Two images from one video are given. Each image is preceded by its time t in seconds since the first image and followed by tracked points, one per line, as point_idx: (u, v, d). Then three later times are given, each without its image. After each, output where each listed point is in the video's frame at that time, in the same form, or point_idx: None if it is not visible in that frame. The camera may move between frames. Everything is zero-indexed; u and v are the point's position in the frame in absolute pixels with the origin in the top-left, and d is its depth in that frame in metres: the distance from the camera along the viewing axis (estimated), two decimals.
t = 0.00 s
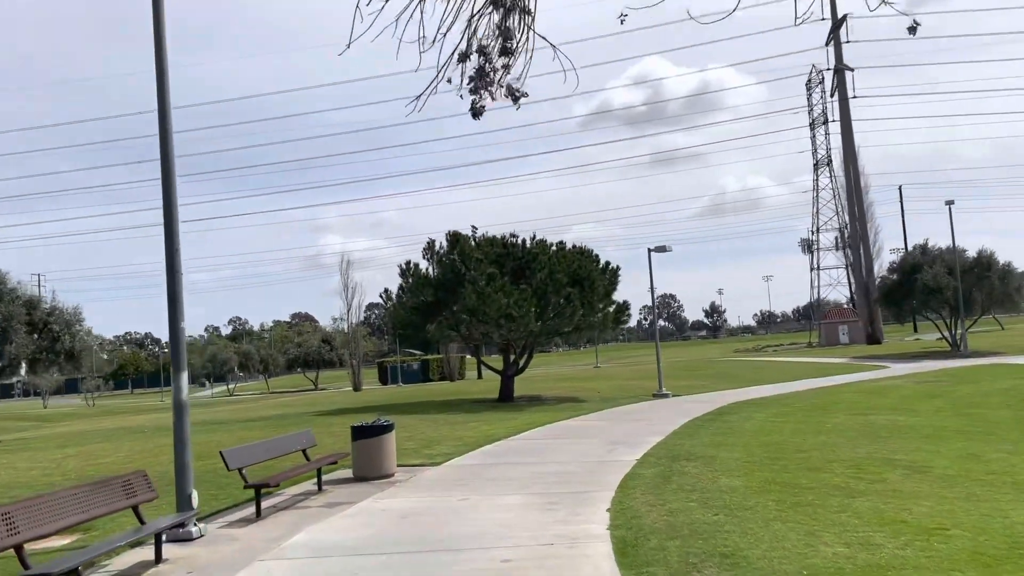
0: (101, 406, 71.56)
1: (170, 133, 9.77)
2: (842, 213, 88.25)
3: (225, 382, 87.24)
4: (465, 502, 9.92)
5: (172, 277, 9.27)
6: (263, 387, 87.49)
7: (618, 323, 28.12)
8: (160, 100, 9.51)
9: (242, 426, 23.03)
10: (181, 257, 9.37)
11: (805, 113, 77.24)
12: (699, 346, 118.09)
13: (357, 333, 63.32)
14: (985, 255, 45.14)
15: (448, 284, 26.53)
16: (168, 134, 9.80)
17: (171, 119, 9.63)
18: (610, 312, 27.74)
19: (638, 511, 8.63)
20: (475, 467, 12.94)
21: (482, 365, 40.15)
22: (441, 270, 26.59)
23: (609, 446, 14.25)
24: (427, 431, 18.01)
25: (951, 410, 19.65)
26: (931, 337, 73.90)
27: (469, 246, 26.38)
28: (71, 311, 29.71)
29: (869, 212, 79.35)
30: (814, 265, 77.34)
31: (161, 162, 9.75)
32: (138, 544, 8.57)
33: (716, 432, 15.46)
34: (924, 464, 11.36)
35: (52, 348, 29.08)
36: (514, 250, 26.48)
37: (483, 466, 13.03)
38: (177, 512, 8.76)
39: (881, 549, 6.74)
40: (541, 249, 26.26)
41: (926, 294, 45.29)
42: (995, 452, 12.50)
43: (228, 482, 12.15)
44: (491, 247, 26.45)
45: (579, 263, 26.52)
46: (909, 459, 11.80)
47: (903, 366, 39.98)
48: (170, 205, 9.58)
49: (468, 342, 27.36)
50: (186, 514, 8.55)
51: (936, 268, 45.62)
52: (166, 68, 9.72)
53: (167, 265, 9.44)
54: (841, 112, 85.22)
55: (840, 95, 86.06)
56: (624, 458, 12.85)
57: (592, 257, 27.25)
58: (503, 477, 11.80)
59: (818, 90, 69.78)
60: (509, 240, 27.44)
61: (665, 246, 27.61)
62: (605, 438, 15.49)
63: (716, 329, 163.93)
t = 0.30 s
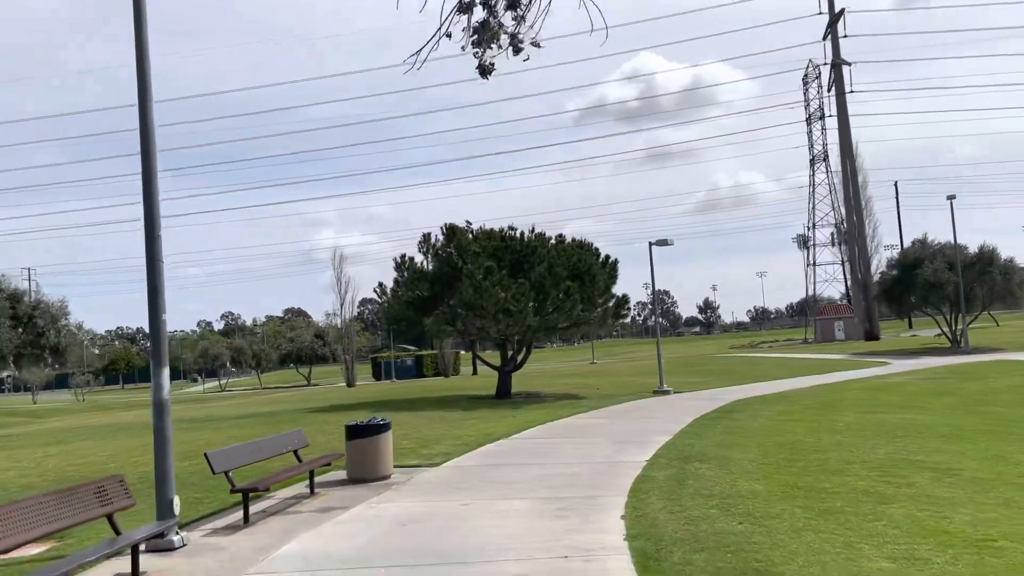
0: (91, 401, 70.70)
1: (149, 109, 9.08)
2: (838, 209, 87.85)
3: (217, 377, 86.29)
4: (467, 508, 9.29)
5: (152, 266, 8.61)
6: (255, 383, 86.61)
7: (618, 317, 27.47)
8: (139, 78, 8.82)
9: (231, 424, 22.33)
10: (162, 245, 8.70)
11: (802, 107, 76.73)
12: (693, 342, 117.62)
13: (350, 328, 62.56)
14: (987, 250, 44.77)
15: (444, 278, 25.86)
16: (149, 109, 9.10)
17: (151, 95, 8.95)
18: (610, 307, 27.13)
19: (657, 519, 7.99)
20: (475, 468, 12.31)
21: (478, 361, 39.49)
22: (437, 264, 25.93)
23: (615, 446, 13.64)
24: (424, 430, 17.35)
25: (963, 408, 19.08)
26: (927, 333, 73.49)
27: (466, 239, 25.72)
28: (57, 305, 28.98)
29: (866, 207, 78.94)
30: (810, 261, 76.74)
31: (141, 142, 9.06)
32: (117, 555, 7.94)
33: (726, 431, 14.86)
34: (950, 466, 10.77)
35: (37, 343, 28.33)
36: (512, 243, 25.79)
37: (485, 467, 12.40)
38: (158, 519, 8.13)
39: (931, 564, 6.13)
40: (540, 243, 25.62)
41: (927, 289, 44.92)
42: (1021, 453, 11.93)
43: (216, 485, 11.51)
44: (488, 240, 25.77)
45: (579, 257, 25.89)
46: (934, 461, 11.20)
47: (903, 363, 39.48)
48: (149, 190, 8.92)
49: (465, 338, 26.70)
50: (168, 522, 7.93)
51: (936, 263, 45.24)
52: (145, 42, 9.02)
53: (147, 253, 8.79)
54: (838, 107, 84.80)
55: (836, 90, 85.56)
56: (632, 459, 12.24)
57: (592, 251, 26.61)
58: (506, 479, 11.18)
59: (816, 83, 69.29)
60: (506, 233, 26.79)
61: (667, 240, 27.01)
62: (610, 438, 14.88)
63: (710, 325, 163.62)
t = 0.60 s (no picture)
0: (81, 397, 69.90)
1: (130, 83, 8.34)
2: (834, 207, 87.47)
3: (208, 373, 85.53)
4: (471, 517, 8.69)
5: (132, 254, 7.91)
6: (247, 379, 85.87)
7: (619, 314, 26.84)
8: (121, 50, 8.10)
9: (221, 422, 21.68)
10: (143, 233, 8.01)
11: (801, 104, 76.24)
12: (688, 340, 117.25)
13: (344, 325, 61.88)
14: (989, 248, 44.41)
15: (442, 273, 25.25)
16: (129, 84, 8.35)
17: (132, 69, 8.22)
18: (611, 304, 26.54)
19: (679, 532, 7.39)
20: (477, 472, 11.72)
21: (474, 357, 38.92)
22: (435, 258, 25.32)
23: (622, 448, 13.06)
24: (421, 430, 16.74)
25: (976, 409, 18.57)
26: (924, 331, 73.15)
27: (464, 233, 25.12)
28: (44, 300, 28.35)
29: (863, 205, 78.53)
30: (807, 259, 76.34)
31: (121, 118, 8.32)
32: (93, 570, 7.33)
33: (736, 432, 14.28)
34: (979, 471, 10.22)
35: (22, 339, 27.67)
36: (511, 238, 25.19)
37: (487, 470, 11.80)
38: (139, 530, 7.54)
39: None
40: (540, 238, 25.01)
41: (927, 288, 44.54)
42: None
43: (203, 492, 10.91)
44: (486, 235, 25.17)
45: (579, 252, 25.30)
46: (960, 466, 10.65)
47: (904, 362, 39.03)
48: (130, 172, 8.21)
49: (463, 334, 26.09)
50: (150, 535, 7.34)
51: (938, 261, 44.84)
52: (126, 10, 8.28)
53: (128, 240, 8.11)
54: (835, 104, 84.42)
55: (834, 87, 85.09)
56: (641, 462, 11.66)
57: (593, 247, 26.02)
58: (510, 484, 10.60)
59: (814, 80, 68.80)
60: (505, 227, 26.20)
61: (669, 235, 26.43)
62: (616, 439, 14.31)
63: (703, 323, 163.55)
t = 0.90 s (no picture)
0: (70, 393, 69.05)
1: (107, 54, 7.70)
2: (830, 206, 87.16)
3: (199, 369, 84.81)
4: (474, 524, 8.12)
5: (109, 239, 7.29)
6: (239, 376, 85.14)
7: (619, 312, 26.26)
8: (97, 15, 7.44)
9: (210, 419, 21.05)
10: (122, 217, 7.38)
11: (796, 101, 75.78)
12: (681, 338, 116.77)
13: (337, 321, 61.22)
14: (989, 247, 44.08)
15: (438, 268, 24.67)
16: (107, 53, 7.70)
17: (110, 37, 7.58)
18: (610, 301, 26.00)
19: (701, 544, 6.84)
20: (477, 474, 11.15)
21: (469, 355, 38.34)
22: (431, 253, 24.74)
23: (627, 449, 12.52)
24: (417, 430, 16.15)
25: (987, 409, 18.09)
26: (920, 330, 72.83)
27: (461, 227, 24.56)
28: (28, 294, 27.69)
29: (860, 203, 78.20)
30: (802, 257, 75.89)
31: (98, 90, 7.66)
32: None
33: (746, 434, 13.75)
34: (1009, 477, 9.71)
35: (6, 333, 27.00)
36: (510, 232, 24.60)
37: (488, 472, 11.24)
38: (117, 541, 6.96)
39: None
40: (539, 232, 24.45)
41: (927, 286, 44.16)
42: None
43: (188, 496, 10.32)
44: (484, 229, 24.60)
45: (579, 248, 24.75)
46: (986, 470, 10.15)
47: (904, 361, 38.62)
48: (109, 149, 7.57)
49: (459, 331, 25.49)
50: (127, 546, 6.75)
51: (938, 258, 44.45)
52: None
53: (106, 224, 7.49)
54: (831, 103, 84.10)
55: (830, 84, 84.66)
56: (650, 465, 11.11)
57: (593, 242, 25.44)
58: (513, 488, 10.03)
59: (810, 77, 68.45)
60: (503, 221, 25.63)
61: (671, 231, 25.91)
62: (621, 440, 13.76)
63: (696, 321, 163.30)
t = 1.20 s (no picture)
0: (56, 390, 68.20)
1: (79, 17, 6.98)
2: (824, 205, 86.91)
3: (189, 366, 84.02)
4: (476, 537, 7.56)
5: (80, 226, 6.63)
6: (229, 372, 84.37)
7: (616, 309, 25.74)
8: None
9: (196, 419, 20.39)
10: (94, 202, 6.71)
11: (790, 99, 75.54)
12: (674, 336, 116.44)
13: (327, 317, 60.53)
14: (986, 246, 43.76)
15: (433, 264, 24.08)
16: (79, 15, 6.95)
17: None
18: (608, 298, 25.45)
19: (726, 562, 6.31)
20: (476, 480, 10.59)
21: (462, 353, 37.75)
22: (425, 248, 24.17)
23: (632, 453, 11.98)
24: (411, 432, 15.57)
25: (997, 411, 17.64)
26: (913, 330, 72.50)
27: (456, 222, 23.97)
28: (11, 289, 26.97)
29: (854, 202, 77.95)
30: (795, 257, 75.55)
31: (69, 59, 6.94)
32: None
33: (754, 437, 13.23)
34: None
35: None
36: (506, 227, 24.03)
37: (487, 478, 10.68)
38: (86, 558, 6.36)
39: None
40: (536, 227, 23.89)
41: (924, 285, 43.81)
42: None
43: (170, 503, 9.72)
44: (480, 224, 24.03)
45: (577, 244, 24.19)
46: (1013, 477, 9.67)
47: (902, 361, 38.22)
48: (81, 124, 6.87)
49: (454, 328, 24.90)
50: (97, 565, 6.15)
51: (935, 257, 44.15)
52: None
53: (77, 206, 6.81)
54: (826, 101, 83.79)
55: (824, 82, 84.44)
56: (658, 470, 10.58)
57: (591, 238, 24.91)
58: (516, 495, 9.48)
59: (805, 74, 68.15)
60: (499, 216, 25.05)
61: (670, 227, 25.37)
62: (625, 443, 13.22)
63: (687, 319, 162.99)
